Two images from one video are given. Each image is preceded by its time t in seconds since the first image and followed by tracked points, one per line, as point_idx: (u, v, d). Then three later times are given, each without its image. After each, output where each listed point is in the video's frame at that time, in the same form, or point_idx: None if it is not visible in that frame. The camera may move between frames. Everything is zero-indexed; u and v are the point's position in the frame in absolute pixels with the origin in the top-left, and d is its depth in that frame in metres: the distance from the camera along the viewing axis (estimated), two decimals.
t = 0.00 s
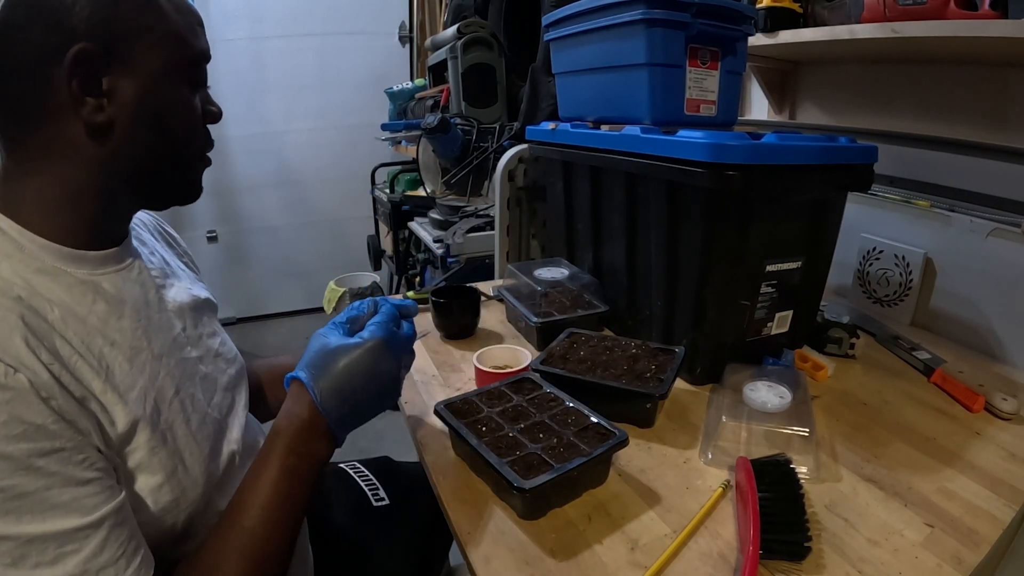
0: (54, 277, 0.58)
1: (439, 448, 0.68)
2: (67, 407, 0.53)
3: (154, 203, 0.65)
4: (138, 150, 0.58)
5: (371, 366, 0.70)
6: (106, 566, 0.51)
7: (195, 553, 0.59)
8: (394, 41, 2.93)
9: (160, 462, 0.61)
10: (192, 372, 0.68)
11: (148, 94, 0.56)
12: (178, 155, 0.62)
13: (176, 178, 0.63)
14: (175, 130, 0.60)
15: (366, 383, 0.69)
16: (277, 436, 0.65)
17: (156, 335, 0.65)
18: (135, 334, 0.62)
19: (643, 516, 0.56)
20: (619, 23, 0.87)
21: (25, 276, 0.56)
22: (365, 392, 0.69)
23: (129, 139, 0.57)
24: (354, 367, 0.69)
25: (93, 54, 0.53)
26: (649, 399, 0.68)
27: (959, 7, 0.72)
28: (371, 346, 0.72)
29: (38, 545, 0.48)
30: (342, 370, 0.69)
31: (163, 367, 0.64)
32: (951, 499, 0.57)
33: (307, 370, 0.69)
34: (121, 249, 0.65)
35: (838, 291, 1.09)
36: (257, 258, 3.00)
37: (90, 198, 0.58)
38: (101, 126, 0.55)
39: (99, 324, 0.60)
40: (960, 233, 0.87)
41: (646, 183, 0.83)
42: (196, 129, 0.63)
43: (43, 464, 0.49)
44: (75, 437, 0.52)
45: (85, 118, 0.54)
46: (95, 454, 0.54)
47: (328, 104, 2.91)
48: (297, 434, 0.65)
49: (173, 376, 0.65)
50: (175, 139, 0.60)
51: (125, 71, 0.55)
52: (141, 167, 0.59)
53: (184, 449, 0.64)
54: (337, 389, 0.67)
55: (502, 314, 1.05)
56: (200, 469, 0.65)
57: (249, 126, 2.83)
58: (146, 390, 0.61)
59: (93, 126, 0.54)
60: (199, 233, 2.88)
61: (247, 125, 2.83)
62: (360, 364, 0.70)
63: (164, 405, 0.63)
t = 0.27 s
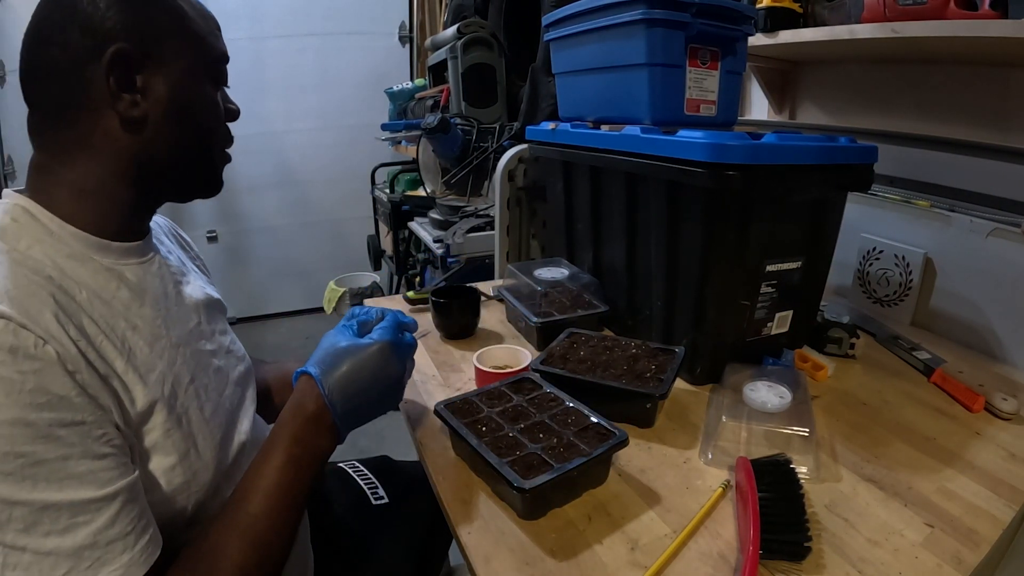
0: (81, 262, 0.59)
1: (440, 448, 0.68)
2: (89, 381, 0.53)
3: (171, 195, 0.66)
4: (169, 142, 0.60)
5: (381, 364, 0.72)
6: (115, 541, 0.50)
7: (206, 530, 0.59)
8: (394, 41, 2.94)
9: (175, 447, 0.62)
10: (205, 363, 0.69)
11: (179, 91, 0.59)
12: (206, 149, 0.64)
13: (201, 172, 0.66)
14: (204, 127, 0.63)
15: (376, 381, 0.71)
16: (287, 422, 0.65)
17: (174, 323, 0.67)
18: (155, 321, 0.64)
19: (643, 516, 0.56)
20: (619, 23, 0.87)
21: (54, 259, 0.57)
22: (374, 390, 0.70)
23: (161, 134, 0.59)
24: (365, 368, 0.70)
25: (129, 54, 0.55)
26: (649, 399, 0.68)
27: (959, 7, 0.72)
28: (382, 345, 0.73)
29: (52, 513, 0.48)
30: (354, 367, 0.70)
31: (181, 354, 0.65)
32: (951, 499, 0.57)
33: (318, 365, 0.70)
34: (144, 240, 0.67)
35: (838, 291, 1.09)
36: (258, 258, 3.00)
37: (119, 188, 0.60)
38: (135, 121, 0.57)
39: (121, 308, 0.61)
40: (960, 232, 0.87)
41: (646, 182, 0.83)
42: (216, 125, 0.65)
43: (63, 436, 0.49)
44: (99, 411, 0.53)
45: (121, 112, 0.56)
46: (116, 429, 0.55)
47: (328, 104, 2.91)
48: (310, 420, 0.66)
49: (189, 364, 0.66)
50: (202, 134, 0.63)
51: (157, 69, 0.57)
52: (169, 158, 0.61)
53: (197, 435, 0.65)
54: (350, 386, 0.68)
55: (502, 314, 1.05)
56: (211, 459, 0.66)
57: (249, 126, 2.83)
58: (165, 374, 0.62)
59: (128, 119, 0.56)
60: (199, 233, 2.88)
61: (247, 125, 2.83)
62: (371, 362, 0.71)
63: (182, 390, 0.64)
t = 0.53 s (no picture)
0: (116, 241, 0.60)
1: (439, 448, 0.68)
2: (123, 343, 0.54)
3: (195, 194, 0.67)
4: (196, 140, 0.60)
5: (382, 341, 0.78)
6: (144, 493, 0.50)
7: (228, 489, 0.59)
8: (394, 41, 2.94)
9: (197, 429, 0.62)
10: (225, 353, 0.69)
11: (208, 92, 0.59)
12: (232, 151, 0.65)
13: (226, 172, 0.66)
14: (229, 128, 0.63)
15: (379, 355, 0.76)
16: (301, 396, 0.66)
17: (201, 309, 0.68)
18: (181, 305, 0.65)
19: (643, 516, 0.56)
20: (620, 23, 0.87)
21: (90, 236, 0.58)
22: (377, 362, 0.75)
23: (188, 130, 0.59)
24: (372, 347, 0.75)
25: (160, 55, 0.55)
26: (648, 399, 0.68)
27: (959, 7, 0.72)
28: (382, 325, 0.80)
29: (86, 462, 0.47)
30: (359, 342, 0.76)
31: (207, 339, 0.66)
32: (951, 499, 0.57)
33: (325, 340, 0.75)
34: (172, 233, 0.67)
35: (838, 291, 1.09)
36: (257, 258, 3.00)
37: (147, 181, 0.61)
38: (164, 117, 0.57)
39: (150, 285, 0.62)
40: (960, 232, 0.87)
41: (646, 182, 0.83)
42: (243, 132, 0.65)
43: (98, 388, 0.49)
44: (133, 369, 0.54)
45: (150, 109, 0.56)
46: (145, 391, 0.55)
47: (328, 104, 2.91)
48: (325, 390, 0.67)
49: (214, 351, 0.67)
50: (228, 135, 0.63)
51: (188, 70, 0.58)
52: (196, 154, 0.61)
53: (219, 415, 0.65)
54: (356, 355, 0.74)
55: (502, 314, 1.04)
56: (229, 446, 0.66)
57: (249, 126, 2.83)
58: (191, 353, 0.63)
59: (157, 115, 0.57)
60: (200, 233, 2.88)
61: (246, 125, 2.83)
62: (374, 338, 0.77)
63: (206, 372, 0.64)
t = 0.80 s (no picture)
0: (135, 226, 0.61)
1: (439, 447, 0.68)
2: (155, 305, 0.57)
3: (198, 190, 0.67)
4: (192, 137, 0.60)
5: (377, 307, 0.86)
6: (198, 436, 0.53)
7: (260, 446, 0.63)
8: (394, 41, 2.94)
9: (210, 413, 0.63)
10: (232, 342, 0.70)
11: (202, 92, 0.59)
12: (227, 154, 0.64)
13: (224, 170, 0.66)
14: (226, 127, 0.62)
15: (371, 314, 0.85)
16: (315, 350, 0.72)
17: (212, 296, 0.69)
18: (197, 289, 0.66)
19: (643, 517, 0.56)
20: (620, 22, 0.87)
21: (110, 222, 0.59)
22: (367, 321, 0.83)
23: (182, 128, 0.59)
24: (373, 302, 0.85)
25: (153, 55, 0.55)
26: (648, 399, 0.68)
27: (959, 7, 0.72)
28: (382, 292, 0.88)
29: (140, 410, 0.49)
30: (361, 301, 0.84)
31: (218, 322, 0.67)
32: (951, 499, 0.57)
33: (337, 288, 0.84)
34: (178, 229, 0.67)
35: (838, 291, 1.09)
36: (257, 258, 3.00)
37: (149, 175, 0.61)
38: (157, 117, 0.57)
39: (167, 263, 0.63)
40: (960, 232, 0.87)
41: (646, 182, 0.83)
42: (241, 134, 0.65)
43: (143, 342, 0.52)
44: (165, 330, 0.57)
45: (145, 108, 0.56)
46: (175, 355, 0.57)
47: (328, 104, 2.91)
48: (335, 346, 0.73)
49: (226, 335, 0.68)
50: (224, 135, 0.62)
51: (183, 70, 0.57)
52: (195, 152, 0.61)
53: (234, 396, 0.66)
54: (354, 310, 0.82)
55: (502, 314, 1.05)
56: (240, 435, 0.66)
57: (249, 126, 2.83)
58: (210, 333, 0.64)
59: (152, 115, 0.57)
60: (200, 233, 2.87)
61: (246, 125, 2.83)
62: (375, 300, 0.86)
63: (220, 353, 0.66)
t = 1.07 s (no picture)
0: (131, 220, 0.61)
1: (440, 447, 0.68)
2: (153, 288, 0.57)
3: (185, 193, 0.65)
4: (151, 139, 0.58)
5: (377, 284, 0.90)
6: (212, 408, 0.53)
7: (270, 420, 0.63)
8: (394, 41, 2.94)
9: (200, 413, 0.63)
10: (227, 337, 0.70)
11: (157, 92, 0.56)
12: (192, 165, 0.62)
13: (197, 173, 0.63)
14: (185, 129, 0.59)
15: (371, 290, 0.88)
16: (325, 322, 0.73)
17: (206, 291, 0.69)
18: (192, 283, 0.66)
19: (643, 517, 0.56)
20: (620, 23, 0.87)
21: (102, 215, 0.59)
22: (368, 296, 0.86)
23: (140, 129, 0.57)
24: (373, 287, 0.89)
25: (111, 54, 0.55)
26: (648, 399, 0.68)
27: (959, 7, 0.72)
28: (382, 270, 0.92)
29: (153, 387, 0.50)
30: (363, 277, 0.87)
31: (215, 315, 0.68)
32: (951, 499, 0.57)
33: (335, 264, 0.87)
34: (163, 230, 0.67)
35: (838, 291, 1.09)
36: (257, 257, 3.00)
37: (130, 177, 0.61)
38: (117, 117, 0.57)
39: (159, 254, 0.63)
40: (960, 232, 0.87)
41: (646, 182, 0.83)
42: (222, 137, 0.63)
43: (150, 323, 0.52)
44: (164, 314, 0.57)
45: (103, 110, 0.56)
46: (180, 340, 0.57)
47: (328, 104, 2.91)
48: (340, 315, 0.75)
49: (224, 328, 0.69)
50: (187, 137, 0.59)
51: (138, 69, 0.55)
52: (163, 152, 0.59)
53: (233, 385, 0.66)
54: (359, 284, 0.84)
55: (502, 314, 1.05)
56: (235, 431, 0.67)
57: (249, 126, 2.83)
58: (210, 325, 0.65)
59: (109, 117, 0.56)
60: (200, 233, 2.87)
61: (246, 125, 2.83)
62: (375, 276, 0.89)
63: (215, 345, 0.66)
